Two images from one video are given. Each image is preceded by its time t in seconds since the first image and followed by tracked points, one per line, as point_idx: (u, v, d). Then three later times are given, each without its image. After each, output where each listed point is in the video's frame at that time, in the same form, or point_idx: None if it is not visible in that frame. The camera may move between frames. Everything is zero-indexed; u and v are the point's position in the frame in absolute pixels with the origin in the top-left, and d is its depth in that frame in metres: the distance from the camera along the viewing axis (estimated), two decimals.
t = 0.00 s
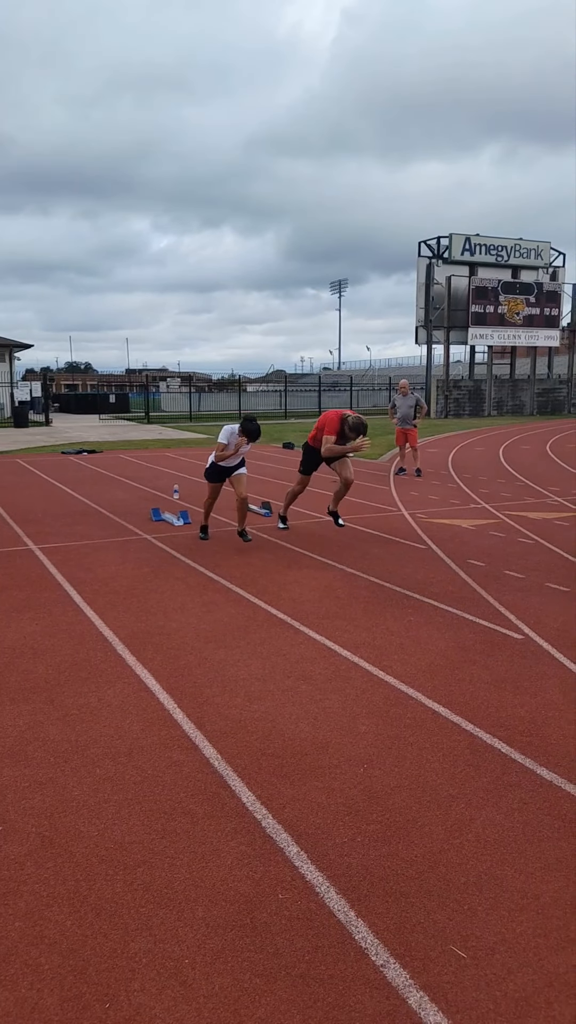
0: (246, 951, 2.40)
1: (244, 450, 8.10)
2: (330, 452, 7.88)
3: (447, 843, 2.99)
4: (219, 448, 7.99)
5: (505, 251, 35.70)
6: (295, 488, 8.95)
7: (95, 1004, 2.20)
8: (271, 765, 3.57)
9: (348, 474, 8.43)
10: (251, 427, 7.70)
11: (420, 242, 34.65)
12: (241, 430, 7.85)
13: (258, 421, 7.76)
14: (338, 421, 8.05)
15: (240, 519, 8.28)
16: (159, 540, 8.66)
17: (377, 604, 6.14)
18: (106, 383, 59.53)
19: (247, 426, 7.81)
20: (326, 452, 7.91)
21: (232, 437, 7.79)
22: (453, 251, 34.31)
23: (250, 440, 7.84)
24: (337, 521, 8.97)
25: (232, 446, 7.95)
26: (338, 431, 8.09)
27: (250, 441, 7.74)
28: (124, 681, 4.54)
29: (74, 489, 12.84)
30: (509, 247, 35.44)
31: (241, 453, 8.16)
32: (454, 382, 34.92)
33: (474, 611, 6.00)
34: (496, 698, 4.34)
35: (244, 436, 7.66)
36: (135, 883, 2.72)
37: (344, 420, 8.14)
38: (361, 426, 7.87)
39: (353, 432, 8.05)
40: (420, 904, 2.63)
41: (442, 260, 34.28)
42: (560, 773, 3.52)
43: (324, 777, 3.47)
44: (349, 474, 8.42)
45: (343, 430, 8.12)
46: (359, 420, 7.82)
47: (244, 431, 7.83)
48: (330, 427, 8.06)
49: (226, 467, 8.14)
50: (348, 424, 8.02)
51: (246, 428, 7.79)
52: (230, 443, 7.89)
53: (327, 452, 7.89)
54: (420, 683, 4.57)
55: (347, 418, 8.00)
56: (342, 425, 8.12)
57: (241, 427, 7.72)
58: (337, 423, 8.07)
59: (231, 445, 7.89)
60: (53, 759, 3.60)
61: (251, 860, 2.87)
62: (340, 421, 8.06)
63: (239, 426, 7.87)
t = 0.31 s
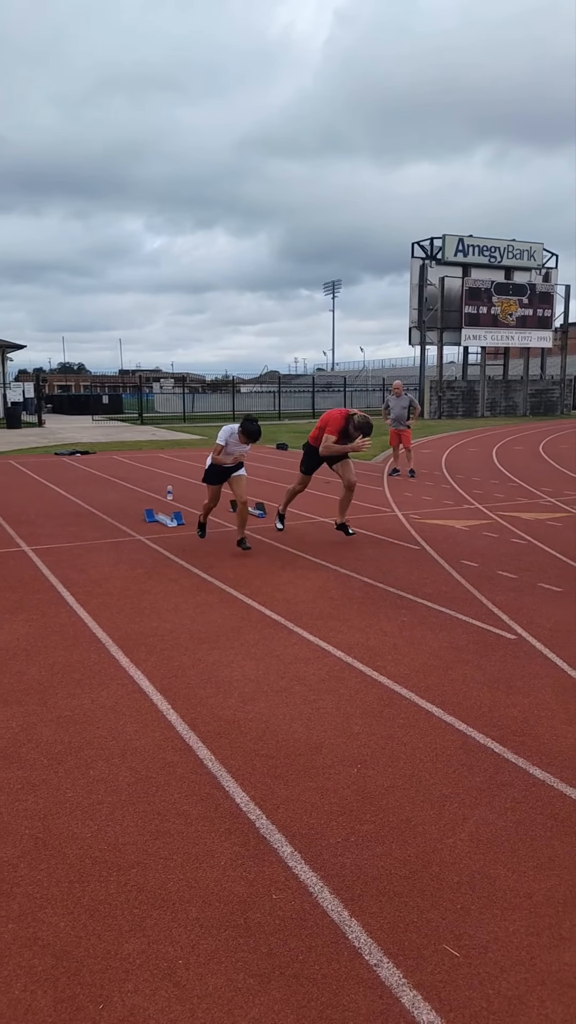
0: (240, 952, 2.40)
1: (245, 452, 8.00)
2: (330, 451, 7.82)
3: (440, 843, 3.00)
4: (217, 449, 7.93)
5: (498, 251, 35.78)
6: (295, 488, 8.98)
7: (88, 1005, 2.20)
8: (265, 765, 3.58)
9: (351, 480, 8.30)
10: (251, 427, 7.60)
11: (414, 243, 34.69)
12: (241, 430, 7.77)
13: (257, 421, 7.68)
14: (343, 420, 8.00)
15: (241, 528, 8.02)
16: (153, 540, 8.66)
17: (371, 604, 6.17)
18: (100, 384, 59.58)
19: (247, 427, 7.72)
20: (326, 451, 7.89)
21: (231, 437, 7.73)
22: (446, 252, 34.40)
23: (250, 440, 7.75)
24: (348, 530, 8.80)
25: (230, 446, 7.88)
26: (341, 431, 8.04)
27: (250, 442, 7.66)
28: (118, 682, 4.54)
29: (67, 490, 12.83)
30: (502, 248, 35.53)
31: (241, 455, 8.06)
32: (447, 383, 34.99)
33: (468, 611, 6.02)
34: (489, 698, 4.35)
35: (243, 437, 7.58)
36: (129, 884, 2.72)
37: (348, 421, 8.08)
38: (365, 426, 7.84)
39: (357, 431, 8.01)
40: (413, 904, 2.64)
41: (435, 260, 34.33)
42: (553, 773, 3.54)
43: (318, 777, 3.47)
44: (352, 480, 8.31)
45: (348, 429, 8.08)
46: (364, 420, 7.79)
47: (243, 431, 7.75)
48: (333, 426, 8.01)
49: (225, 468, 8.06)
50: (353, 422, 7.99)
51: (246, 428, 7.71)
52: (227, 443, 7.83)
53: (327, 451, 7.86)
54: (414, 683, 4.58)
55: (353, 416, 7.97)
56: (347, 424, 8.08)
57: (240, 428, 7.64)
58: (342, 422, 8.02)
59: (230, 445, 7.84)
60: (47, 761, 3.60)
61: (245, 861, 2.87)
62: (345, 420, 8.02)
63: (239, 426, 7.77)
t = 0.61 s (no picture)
0: (230, 953, 2.39)
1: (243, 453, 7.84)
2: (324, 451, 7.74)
3: (430, 842, 3.00)
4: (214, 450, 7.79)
5: (489, 252, 35.92)
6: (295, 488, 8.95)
7: (77, 1006, 2.19)
8: (256, 766, 3.56)
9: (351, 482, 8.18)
10: (249, 428, 7.41)
11: (405, 244, 34.78)
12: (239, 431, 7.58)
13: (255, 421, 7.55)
14: (343, 419, 7.87)
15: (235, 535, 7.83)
16: (143, 541, 8.61)
17: (362, 604, 6.18)
18: (90, 383, 59.38)
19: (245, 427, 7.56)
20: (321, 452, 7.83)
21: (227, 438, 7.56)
22: (436, 253, 34.49)
23: (248, 441, 7.55)
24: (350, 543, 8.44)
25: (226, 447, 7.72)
26: (340, 430, 7.91)
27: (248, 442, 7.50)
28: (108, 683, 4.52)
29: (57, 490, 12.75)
30: (492, 249, 35.68)
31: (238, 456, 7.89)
32: (438, 383, 35.07)
33: (458, 611, 6.04)
34: (479, 698, 4.36)
35: (241, 436, 7.45)
36: (118, 886, 2.71)
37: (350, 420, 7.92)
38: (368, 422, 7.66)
39: (358, 431, 7.85)
40: (403, 903, 2.64)
41: (426, 261, 34.42)
42: (542, 772, 3.55)
43: (309, 778, 3.47)
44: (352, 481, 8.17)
45: (348, 430, 7.95)
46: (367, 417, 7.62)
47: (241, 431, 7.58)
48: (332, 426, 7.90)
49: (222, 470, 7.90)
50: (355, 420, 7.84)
51: (244, 428, 7.57)
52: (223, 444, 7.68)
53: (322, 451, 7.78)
54: (405, 683, 4.58)
55: (353, 415, 7.83)
56: (347, 424, 7.96)
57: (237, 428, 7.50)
58: (341, 422, 7.89)
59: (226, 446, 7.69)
60: (35, 762, 3.58)
61: (236, 861, 2.87)
62: (345, 420, 7.88)
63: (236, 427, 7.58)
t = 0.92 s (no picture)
0: (216, 953, 2.40)
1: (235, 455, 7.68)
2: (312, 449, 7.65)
3: (415, 841, 3.02)
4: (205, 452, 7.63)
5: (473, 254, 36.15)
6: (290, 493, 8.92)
7: (63, 1009, 2.18)
8: (242, 767, 3.56)
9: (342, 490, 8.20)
10: (242, 427, 7.17)
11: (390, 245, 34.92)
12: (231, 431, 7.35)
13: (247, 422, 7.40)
14: (338, 419, 7.78)
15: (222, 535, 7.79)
16: (128, 543, 8.56)
17: (347, 604, 6.21)
18: (74, 384, 59.00)
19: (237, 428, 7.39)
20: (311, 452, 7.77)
21: (217, 439, 7.43)
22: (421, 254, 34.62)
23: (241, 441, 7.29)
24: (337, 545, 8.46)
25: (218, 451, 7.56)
26: (333, 429, 7.79)
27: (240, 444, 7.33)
28: (93, 686, 4.49)
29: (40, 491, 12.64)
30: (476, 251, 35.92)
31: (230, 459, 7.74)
32: (423, 385, 35.24)
33: (442, 611, 6.08)
34: (464, 698, 4.39)
35: (232, 436, 7.33)
36: (103, 888, 2.70)
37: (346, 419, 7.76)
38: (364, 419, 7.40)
39: (354, 431, 7.62)
40: (388, 902, 2.65)
41: (410, 262, 34.57)
42: (526, 771, 3.58)
43: (295, 778, 3.48)
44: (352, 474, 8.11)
45: (344, 430, 7.82)
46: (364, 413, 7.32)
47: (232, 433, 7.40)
48: (326, 425, 7.80)
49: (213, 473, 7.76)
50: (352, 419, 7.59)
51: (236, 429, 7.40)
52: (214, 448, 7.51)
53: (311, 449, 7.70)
54: (390, 683, 4.60)
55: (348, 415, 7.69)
56: (344, 424, 7.82)
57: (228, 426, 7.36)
58: (336, 422, 7.80)
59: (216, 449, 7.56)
60: (19, 766, 3.56)
61: (222, 862, 2.87)
62: (341, 420, 7.77)
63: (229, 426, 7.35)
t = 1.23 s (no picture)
0: (202, 954, 2.39)
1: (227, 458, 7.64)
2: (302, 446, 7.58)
3: (402, 841, 3.02)
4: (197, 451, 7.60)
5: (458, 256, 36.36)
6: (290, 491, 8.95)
7: (48, 1012, 2.17)
8: (228, 768, 3.55)
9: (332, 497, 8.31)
10: (235, 427, 7.15)
11: (376, 247, 35.05)
12: (222, 431, 7.32)
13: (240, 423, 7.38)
14: (333, 419, 7.72)
15: (212, 535, 7.74)
16: (114, 544, 8.51)
17: (334, 604, 6.21)
18: (60, 384, 58.64)
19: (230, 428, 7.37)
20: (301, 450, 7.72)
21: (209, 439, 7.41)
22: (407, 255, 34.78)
23: (234, 440, 7.28)
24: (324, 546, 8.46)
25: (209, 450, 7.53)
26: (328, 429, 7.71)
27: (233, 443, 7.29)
28: (79, 688, 4.46)
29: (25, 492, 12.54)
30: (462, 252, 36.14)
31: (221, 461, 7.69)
32: (409, 385, 35.35)
33: (429, 610, 6.09)
34: (450, 697, 4.40)
35: (225, 436, 7.30)
36: (89, 891, 2.68)
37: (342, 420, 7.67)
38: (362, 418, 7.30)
39: (350, 431, 7.54)
40: (375, 902, 2.66)
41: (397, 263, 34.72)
42: (511, 769, 3.60)
43: (281, 779, 3.47)
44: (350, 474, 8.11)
45: (340, 430, 7.75)
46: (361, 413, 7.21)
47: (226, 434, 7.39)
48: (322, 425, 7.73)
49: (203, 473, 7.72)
50: (347, 419, 7.50)
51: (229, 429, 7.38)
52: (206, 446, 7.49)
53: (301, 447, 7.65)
54: (377, 683, 4.61)
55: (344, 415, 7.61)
56: (339, 424, 7.74)
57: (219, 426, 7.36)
58: (332, 422, 7.72)
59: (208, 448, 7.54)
60: (4, 768, 3.53)
61: (209, 863, 2.86)
62: (336, 420, 7.71)
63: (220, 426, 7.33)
